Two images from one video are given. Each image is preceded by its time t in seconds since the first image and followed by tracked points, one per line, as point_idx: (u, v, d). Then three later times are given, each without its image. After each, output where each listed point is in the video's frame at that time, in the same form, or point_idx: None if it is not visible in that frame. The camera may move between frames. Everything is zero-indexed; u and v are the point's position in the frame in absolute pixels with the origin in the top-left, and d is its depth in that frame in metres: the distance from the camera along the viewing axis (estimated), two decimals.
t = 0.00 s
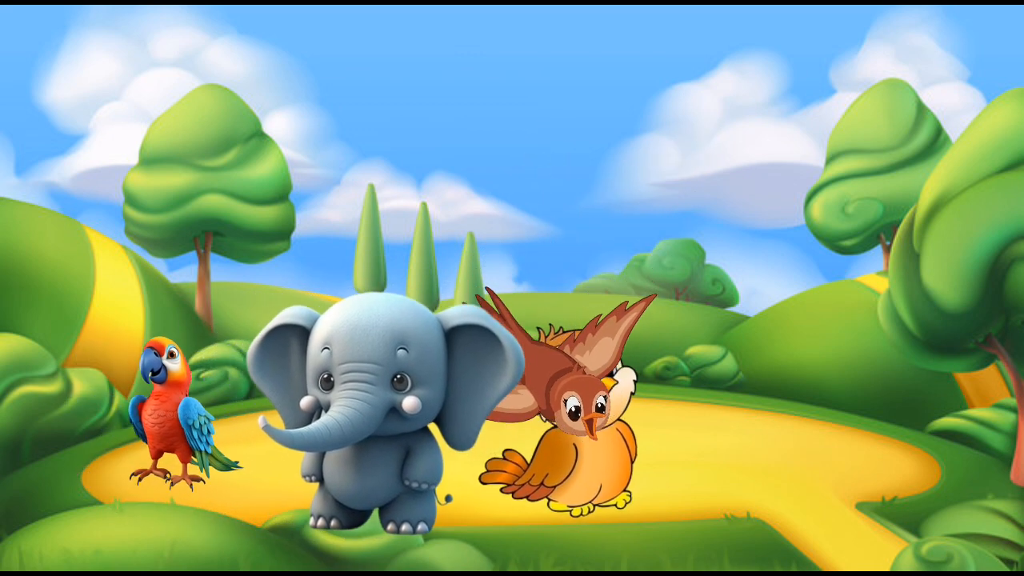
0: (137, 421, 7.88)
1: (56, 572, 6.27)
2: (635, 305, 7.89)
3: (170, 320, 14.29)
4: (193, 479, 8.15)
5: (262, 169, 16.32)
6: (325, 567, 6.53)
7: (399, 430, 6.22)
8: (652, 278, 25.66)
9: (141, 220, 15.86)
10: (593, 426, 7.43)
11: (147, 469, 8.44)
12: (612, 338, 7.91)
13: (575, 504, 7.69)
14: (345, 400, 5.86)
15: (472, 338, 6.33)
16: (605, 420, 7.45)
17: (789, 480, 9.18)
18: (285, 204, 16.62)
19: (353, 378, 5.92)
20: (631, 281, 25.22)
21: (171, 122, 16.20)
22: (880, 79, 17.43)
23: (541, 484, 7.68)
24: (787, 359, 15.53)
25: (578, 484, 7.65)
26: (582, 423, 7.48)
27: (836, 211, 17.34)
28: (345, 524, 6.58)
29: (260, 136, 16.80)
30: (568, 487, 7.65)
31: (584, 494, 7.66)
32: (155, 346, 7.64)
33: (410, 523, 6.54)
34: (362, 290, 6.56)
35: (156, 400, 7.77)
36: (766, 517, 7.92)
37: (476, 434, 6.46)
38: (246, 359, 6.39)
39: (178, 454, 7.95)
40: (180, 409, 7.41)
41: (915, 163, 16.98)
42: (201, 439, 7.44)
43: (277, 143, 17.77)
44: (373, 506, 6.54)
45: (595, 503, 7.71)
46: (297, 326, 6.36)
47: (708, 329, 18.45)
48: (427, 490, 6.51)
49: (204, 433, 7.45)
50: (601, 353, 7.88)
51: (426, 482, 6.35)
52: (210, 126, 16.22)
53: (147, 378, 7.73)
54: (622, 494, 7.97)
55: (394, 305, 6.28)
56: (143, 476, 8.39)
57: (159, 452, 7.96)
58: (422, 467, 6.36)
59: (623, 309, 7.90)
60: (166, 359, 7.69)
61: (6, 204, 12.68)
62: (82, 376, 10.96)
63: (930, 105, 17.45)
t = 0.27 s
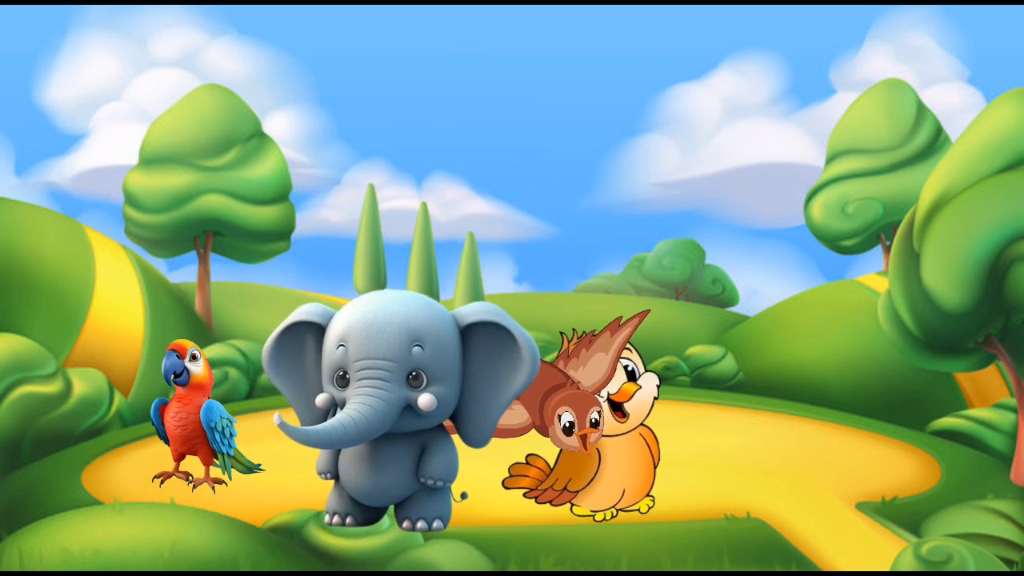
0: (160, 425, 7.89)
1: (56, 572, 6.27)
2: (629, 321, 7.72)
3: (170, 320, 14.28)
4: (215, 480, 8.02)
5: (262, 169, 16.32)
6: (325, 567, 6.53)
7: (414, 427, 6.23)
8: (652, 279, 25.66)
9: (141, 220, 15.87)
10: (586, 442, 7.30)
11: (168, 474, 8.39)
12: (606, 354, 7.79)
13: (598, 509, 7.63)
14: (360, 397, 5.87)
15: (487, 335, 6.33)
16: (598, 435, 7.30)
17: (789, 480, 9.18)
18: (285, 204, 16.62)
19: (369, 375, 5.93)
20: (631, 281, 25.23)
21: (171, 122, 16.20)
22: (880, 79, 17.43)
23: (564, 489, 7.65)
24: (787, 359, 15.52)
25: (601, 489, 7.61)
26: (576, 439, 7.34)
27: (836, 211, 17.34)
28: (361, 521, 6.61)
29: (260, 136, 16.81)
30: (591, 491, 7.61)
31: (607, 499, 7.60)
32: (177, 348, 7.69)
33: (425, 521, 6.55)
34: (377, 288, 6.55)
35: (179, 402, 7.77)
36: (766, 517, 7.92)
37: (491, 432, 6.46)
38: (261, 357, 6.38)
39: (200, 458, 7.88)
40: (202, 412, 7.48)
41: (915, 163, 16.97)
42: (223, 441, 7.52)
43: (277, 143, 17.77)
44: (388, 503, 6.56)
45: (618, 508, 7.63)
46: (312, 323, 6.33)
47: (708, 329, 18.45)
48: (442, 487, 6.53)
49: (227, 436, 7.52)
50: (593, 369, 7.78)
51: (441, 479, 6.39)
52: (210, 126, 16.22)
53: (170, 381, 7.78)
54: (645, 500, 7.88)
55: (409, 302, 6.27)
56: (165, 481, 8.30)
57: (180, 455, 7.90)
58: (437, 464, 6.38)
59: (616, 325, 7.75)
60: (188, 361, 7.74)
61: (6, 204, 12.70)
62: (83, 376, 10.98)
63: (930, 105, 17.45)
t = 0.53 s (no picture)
0: (180, 428, 7.80)
1: (56, 572, 6.27)
2: (621, 320, 7.35)
3: (170, 320, 14.27)
4: (236, 482, 8.07)
5: (262, 168, 16.32)
6: (325, 567, 6.55)
7: (429, 425, 6.14)
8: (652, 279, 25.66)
9: (141, 220, 15.86)
10: (578, 442, 7.11)
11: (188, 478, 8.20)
12: (599, 354, 7.32)
13: (621, 515, 7.23)
14: (375, 394, 5.78)
15: (504, 332, 6.26)
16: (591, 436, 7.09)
17: (789, 480, 9.19)
18: (285, 204, 16.62)
19: (384, 372, 5.84)
20: (631, 281, 25.23)
21: (171, 122, 16.20)
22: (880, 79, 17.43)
23: (587, 494, 7.19)
24: (787, 359, 15.52)
25: (624, 494, 7.17)
26: (568, 439, 7.19)
27: (836, 211, 17.34)
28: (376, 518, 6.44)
29: (260, 136, 16.81)
30: (614, 497, 7.17)
31: (630, 504, 7.19)
32: (199, 351, 7.60)
33: (440, 518, 6.33)
34: (392, 284, 6.48)
35: (201, 405, 7.71)
36: (766, 517, 7.92)
37: (507, 429, 6.37)
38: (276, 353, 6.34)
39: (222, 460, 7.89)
40: (226, 415, 7.55)
41: (915, 163, 16.97)
42: (246, 444, 7.65)
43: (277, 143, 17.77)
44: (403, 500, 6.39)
45: (641, 513, 7.23)
46: (328, 320, 6.30)
47: (708, 329, 18.45)
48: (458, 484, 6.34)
49: (248, 438, 7.66)
50: (585, 370, 7.30)
51: (457, 476, 6.21)
52: (210, 126, 16.22)
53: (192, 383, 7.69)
54: (668, 503, 7.50)
55: (425, 299, 6.20)
56: (186, 484, 8.17)
57: (202, 458, 7.86)
58: (453, 461, 6.22)
59: (609, 325, 7.37)
60: (211, 364, 7.65)
61: (6, 204, 12.71)
62: (83, 376, 10.99)
63: (930, 105, 17.45)
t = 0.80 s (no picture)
0: (204, 429, 7.85)
1: (56, 572, 6.27)
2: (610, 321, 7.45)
3: (170, 320, 14.25)
4: (259, 484, 8.12)
5: (262, 168, 16.32)
6: (325, 567, 6.54)
7: (444, 422, 6.25)
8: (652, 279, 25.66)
9: (141, 220, 15.86)
10: (569, 440, 7.80)
11: (211, 479, 8.32)
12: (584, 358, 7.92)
13: (643, 520, 6.97)
14: (391, 391, 5.90)
15: (519, 329, 6.37)
16: (581, 434, 7.72)
17: (789, 480, 9.19)
18: (285, 204, 16.63)
19: (400, 370, 5.96)
20: (631, 281, 25.23)
21: (171, 122, 16.20)
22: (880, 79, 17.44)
23: (609, 499, 6.96)
24: (787, 359, 15.51)
25: (647, 499, 6.90)
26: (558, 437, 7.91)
27: (836, 211, 17.34)
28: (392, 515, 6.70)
29: (260, 136, 16.81)
30: (636, 502, 6.90)
31: (652, 509, 6.92)
32: (222, 354, 7.59)
33: (456, 515, 6.57)
34: (407, 283, 6.61)
35: (224, 407, 7.71)
36: (766, 517, 7.92)
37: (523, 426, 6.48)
38: (293, 351, 6.48)
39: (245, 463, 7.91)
40: (247, 417, 7.42)
41: (915, 163, 16.97)
42: (268, 447, 7.47)
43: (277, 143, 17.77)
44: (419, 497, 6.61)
45: (664, 518, 6.97)
46: (343, 317, 6.44)
47: (708, 330, 18.44)
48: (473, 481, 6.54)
49: (271, 441, 7.46)
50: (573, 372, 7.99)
51: (472, 473, 6.41)
52: (210, 126, 16.22)
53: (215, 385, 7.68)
54: (691, 508, 7.15)
55: (439, 297, 6.32)
56: (208, 486, 8.25)
57: (225, 460, 7.88)
58: (468, 458, 6.41)
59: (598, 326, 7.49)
60: (233, 366, 7.64)
61: (6, 204, 12.71)
62: (82, 376, 10.99)
63: (930, 105, 17.44)
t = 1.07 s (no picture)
0: (226, 432, 7.82)
1: (56, 572, 6.27)
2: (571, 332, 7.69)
3: (170, 320, 14.25)
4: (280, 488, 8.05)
5: (262, 168, 16.32)
6: (325, 567, 6.53)
7: (459, 419, 6.23)
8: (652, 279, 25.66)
9: (141, 221, 15.86)
10: (561, 441, 8.24)
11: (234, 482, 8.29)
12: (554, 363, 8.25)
13: (666, 525, 6.92)
14: (407, 388, 5.89)
15: (535, 327, 6.35)
16: (572, 435, 8.25)
17: (789, 480, 9.19)
18: (285, 204, 16.63)
19: (415, 367, 5.96)
20: (631, 281, 25.24)
21: (171, 122, 16.20)
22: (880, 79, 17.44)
23: (632, 503, 6.92)
24: (787, 359, 15.50)
25: (669, 504, 6.85)
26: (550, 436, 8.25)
27: (836, 211, 17.34)
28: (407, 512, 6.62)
29: (260, 136, 16.81)
30: (659, 506, 6.85)
31: (675, 514, 6.86)
32: (244, 356, 7.62)
33: (471, 513, 6.50)
34: (422, 280, 6.61)
35: (246, 410, 7.69)
36: (766, 517, 7.91)
37: (538, 423, 6.47)
38: (309, 348, 6.50)
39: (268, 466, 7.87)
40: (269, 420, 7.43)
41: (915, 163, 16.97)
42: (291, 449, 7.51)
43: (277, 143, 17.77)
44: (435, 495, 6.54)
45: (687, 523, 6.91)
46: (359, 315, 6.45)
47: (708, 330, 18.44)
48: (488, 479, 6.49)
49: (294, 444, 7.50)
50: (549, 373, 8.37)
51: (487, 470, 6.34)
52: (210, 126, 16.22)
53: (237, 388, 7.71)
54: (714, 513, 7.04)
55: (455, 294, 6.31)
56: (231, 490, 8.21)
57: (248, 463, 7.85)
58: (483, 456, 6.33)
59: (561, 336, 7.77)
60: (255, 369, 7.66)
61: (6, 204, 12.71)
62: (82, 376, 10.99)
63: (930, 105, 17.44)
